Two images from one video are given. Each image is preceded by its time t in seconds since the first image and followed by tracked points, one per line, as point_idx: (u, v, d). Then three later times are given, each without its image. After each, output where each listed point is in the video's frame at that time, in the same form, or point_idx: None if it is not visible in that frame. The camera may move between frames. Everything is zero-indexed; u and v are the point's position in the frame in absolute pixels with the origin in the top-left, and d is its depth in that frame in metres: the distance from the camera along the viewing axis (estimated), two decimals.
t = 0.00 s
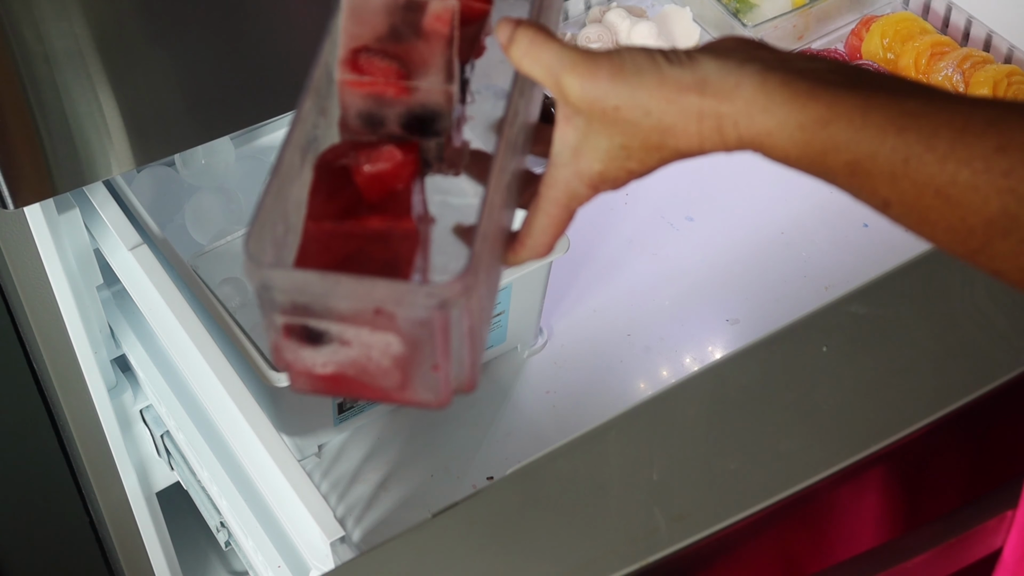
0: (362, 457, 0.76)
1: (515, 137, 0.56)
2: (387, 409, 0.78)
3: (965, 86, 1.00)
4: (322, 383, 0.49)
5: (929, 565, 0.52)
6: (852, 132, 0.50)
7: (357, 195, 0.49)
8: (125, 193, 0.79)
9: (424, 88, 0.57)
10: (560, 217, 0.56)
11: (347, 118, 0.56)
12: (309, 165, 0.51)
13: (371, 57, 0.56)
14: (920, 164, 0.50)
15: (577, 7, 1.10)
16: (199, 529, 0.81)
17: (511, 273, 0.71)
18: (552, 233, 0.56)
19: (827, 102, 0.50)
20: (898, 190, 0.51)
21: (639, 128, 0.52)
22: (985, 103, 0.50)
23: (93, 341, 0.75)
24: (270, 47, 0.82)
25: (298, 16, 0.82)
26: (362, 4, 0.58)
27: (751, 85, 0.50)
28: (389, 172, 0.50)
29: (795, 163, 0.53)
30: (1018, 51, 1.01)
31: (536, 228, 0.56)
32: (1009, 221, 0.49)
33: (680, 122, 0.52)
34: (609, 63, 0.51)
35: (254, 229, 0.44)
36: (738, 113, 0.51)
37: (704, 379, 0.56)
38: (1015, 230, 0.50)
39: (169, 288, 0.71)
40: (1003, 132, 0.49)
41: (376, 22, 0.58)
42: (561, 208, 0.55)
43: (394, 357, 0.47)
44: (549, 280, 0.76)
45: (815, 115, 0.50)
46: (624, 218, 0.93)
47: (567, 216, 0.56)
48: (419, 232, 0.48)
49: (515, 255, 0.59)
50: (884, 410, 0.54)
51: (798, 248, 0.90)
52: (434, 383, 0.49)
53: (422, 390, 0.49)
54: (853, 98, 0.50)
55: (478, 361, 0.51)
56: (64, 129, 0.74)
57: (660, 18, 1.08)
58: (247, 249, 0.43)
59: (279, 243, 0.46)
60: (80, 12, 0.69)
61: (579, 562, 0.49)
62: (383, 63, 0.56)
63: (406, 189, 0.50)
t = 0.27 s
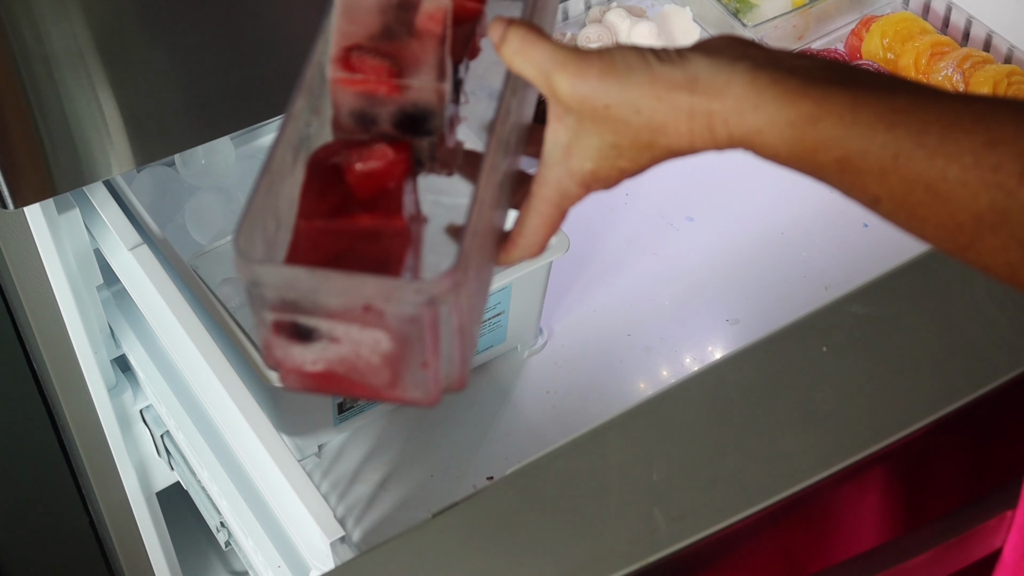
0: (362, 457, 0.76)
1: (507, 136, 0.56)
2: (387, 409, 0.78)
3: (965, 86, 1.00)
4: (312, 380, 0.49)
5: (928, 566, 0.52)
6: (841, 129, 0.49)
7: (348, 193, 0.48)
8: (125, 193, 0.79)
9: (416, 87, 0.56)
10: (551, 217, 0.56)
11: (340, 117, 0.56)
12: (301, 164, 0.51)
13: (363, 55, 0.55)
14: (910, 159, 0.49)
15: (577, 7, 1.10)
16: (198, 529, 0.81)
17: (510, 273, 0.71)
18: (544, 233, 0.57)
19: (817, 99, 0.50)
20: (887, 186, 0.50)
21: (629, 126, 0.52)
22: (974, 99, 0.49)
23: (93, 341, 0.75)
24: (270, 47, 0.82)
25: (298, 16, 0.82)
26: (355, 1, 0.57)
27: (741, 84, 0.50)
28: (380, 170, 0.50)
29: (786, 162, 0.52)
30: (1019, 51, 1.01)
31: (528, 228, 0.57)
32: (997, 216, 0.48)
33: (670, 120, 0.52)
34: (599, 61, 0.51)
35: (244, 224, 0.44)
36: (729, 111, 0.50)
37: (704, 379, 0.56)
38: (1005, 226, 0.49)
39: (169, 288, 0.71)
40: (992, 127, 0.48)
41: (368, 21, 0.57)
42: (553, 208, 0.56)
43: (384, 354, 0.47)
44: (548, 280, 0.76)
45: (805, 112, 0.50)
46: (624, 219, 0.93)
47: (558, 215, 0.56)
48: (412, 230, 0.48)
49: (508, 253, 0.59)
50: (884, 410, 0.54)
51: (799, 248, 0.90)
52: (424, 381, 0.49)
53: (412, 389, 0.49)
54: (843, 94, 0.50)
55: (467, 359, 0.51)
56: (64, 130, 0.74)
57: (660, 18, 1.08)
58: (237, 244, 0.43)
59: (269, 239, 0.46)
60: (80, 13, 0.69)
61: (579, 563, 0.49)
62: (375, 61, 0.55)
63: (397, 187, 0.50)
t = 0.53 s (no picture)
0: (362, 457, 0.76)
1: (493, 136, 0.56)
2: (387, 409, 0.78)
3: (965, 86, 1.00)
4: (299, 380, 0.49)
5: (928, 565, 0.52)
6: (826, 125, 0.49)
7: (334, 193, 0.49)
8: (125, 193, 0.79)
9: (400, 85, 0.56)
10: (537, 216, 0.56)
11: (326, 117, 0.56)
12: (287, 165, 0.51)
13: (347, 55, 0.55)
14: (894, 154, 0.49)
15: (577, 7, 1.10)
16: (198, 529, 0.81)
17: (509, 273, 0.71)
18: (530, 232, 0.57)
19: (801, 95, 0.49)
20: (871, 181, 0.50)
21: (614, 124, 0.52)
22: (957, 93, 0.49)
23: (93, 341, 0.75)
24: (269, 47, 0.82)
25: (297, 16, 0.82)
26: (340, 1, 0.57)
27: (725, 81, 0.50)
28: (366, 169, 0.50)
29: (770, 159, 0.52)
30: (1019, 51, 1.01)
31: (514, 226, 0.57)
32: (980, 210, 0.49)
33: (655, 118, 0.52)
34: (584, 59, 0.50)
35: (227, 225, 0.44)
36: (712, 108, 0.50)
37: (704, 378, 0.56)
38: (988, 220, 0.49)
39: (170, 287, 0.71)
40: (975, 122, 0.48)
41: (353, 20, 0.57)
42: (539, 207, 0.56)
43: (369, 352, 0.47)
44: (548, 280, 0.75)
45: (790, 108, 0.49)
46: (624, 218, 0.93)
47: (544, 215, 0.57)
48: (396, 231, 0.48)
49: (495, 253, 0.59)
50: (885, 411, 0.54)
51: (799, 248, 0.90)
52: (410, 380, 0.49)
53: (398, 388, 0.50)
54: (828, 90, 0.49)
55: (453, 357, 0.51)
56: (64, 130, 0.74)
57: (660, 18, 1.08)
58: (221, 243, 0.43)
59: (254, 240, 0.46)
60: (80, 13, 0.69)
61: (580, 562, 0.49)
62: (360, 60, 0.55)
63: (383, 186, 0.50)
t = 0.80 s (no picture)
0: (361, 457, 0.76)
1: (488, 139, 0.56)
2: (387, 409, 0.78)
3: (965, 86, 1.00)
4: (293, 383, 0.49)
5: (928, 566, 0.52)
6: (818, 129, 0.49)
7: (328, 196, 0.49)
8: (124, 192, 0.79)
9: (395, 89, 0.56)
10: (531, 220, 0.57)
11: (320, 121, 0.56)
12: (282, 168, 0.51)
13: (342, 59, 0.55)
14: (884, 158, 0.48)
15: (577, 7, 1.10)
16: (199, 529, 0.81)
17: (508, 274, 0.71)
18: (524, 236, 0.58)
19: (793, 99, 0.49)
20: (861, 185, 0.50)
21: (607, 128, 0.53)
22: (949, 98, 0.49)
23: (93, 341, 0.75)
24: (269, 47, 0.82)
25: (297, 16, 0.82)
26: (336, 5, 0.57)
27: (718, 85, 0.50)
28: (360, 173, 0.50)
29: (764, 161, 0.52)
30: (1019, 51, 1.01)
31: (508, 232, 0.58)
32: (971, 213, 0.48)
33: (647, 122, 0.52)
34: (576, 64, 0.51)
35: (222, 229, 0.44)
36: (705, 113, 0.50)
37: (705, 379, 0.56)
38: (977, 223, 0.48)
39: (170, 287, 0.71)
40: (965, 126, 0.48)
41: (348, 24, 0.57)
42: (533, 211, 0.56)
43: (363, 357, 0.47)
44: (548, 280, 0.75)
45: (782, 112, 0.49)
46: (624, 217, 0.93)
47: (539, 218, 0.57)
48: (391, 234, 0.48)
49: (490, 257, 0.59)
50: (885, 412, 0.54)
51: (798, 248, 0.90)
52: (404, 384, 0.49)
53: (392, 391, 0.49)
54: (820, 94, 0.49)
55: (447, 361, 0.51)
56: (64, 130, 0.74)
57: (661, 18, 1.08)
58: (215, 248, 0.43)
59: (250, 244, 0.46)
60: (80, 13, 0.69)
61: (580, 562, 0.49)
62: (354, 64, 0.55)
63: (377, 190, 0.50)
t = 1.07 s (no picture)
0: (361, 458, 0.76)
1: (488, 142, 0.56)
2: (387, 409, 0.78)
3: (965, 86, 1.00)
4: (297, 387, 0.49)
5: (928, 566, 0.52)
6: (815, 129, 0.49)
7: (330, 200, 0.49)
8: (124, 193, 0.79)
9: (395, 94, 0.55)
10: (532, 221, 0.57)
11: (322, 126, 0.56)
12: (285, 172, 0.52)
13: (341, 64, 0.55)
14: (881, 157, 0.48)
15: (577, 7, 1.10)
16: (199, 528, 0.82)
17: (509, 274, 0.71)
18: (526, 239, 0.58)
19: (789, 99, 0.49)
20: (858, 184, 0.50)
21: (605, 129, 0.53)
22: (945, 97, 0.49)
23: (93, 341, 0.75)
24: (269, 46, 0.82)
25: (296, 16, 0.82)
26: (336, 11, 0.57)
27: (715, 85, 0.50)
28: (362, 177, 0.50)
29: (763, 162, 0.52)
30: (1019, 51, 1.01)
31: (510, 234, 0.58)
32: (966, 212, 0.48)
33: (646, 123, 0.52)
34: (574, 65, 0.51)
35: (225, 234, 0.44)
36: (703, 113, 0.50)
37: (704, 379, 0.56)
38: (974, 221, 0.48)
39: (170, 286, 0.71)
40: (961, 125, 0.48)
41: (347, 30, 0.57)
42: (533, 212, 0.56)
43: (366, 361, 0.47)
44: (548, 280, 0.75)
45: (779, 112, 0.49)
46: (624, 217, 0.93)
47: (540, 219, 0.57)
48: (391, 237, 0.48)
49: (492, 258, 0.59)
50: (886, 412, 0.54)
51: (798, 248, 0.90)
52: (408, 387, 0.49)
53: (395, 394, 0.49)
54: (817, 94, 0.49)
55: (451, 363, 0.51)
56: (64, 130, 0.74)
57: (660, 18, 1.08)
58: (216, 255, 0.43)
59: (252, 249, 0.47)
60: (80, 13, 0.69)
61: (580, 562, 0.49)
62: (353, 69, 0.55)
63: (378, 194, 0.50)
